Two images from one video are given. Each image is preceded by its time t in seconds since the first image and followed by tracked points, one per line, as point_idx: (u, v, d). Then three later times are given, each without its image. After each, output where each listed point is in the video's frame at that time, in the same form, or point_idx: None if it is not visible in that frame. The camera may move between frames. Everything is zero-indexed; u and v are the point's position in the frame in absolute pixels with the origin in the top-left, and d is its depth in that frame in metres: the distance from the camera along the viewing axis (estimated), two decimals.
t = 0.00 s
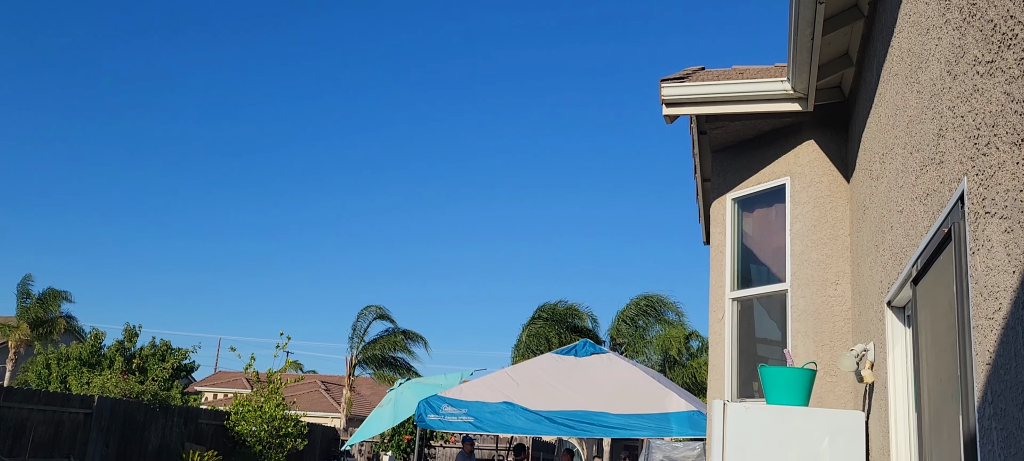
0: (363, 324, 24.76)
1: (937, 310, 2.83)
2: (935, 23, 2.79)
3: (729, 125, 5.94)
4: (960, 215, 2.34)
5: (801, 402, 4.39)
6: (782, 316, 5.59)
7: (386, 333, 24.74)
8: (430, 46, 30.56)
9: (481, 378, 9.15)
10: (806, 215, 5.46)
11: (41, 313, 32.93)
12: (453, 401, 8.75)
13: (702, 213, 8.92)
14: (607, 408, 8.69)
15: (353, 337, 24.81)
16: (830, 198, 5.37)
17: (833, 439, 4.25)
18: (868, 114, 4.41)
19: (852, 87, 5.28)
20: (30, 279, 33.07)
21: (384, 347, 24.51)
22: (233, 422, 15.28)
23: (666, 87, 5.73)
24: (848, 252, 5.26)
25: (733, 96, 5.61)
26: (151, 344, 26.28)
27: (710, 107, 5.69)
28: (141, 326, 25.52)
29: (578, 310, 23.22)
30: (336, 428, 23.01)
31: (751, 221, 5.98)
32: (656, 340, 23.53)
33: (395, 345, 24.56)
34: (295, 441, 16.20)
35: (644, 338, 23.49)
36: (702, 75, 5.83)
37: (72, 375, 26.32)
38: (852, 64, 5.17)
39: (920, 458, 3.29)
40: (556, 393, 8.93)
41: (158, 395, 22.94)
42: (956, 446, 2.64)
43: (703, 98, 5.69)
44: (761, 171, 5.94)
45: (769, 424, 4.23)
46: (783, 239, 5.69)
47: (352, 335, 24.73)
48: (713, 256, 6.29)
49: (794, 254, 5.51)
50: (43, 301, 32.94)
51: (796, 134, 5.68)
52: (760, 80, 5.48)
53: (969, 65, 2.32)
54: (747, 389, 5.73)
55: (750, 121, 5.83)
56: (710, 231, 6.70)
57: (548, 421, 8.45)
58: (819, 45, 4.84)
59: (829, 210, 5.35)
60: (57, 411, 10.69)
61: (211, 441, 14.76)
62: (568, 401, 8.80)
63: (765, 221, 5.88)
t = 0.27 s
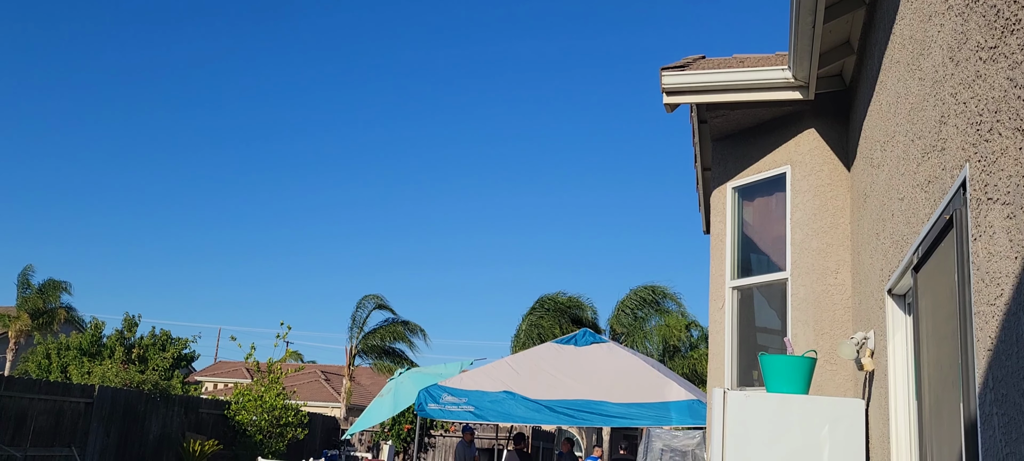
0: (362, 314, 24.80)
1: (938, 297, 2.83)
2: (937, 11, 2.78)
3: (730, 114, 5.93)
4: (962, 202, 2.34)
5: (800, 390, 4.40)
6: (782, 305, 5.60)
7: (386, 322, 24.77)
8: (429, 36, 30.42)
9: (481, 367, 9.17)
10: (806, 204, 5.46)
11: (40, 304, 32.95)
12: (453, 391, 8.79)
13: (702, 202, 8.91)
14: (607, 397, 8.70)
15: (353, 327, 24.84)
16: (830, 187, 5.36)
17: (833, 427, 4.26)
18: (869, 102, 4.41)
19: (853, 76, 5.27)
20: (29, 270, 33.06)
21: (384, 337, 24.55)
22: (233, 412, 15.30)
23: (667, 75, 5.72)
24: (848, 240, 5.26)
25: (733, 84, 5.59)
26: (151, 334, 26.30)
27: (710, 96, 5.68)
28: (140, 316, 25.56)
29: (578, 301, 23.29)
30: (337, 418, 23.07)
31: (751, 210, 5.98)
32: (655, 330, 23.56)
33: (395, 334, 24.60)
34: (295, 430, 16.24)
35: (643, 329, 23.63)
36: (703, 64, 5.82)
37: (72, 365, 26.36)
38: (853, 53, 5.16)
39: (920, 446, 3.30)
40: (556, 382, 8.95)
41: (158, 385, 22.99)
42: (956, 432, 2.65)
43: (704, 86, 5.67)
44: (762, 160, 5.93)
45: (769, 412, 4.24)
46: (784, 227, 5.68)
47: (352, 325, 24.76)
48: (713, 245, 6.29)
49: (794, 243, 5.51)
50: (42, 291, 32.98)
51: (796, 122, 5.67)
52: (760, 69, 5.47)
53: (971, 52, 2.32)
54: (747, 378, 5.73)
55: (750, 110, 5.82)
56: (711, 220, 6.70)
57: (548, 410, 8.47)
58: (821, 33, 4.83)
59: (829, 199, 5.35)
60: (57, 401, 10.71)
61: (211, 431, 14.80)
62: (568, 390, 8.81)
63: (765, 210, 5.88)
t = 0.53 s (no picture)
0: (363, 310, 24.82)
1: (941, 293, 2.83)
2: (940, 6, 2.78)
3: (732, 110, 5.93)
4: (965, 197, 2.34)
5: (802, 386, 4.40)
6: (783, 301, 5.60)
7: (386, 319, 24.78)
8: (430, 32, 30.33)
9: (482, 363, 9.19)
10: (808, 199, 5.45)
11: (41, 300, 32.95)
12: (454, 387, 8.81)
13: (703, 198, 8.91)
14: (607, 393, 8.70)
15: (353, 323, 24.86)
16: (832, 183, 5.36)
17: (834, 422, 4.27)
18: (871, 97, 4.40)
19: (855, 71, 5.26)
20: (30, 266, 33.07)
21: (384, 333, 24.57)
22: (234, 408, 15.28)
23: (668, 71, 5.72)
24: (849, 236, 5.26)
25: (735, 80, 5.59)
26: (151, 330, 26.30)
27: (711, 91, 5.67)
28: (141, 313, 25.57)
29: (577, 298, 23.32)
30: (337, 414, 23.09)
31: (753, 206, 5.97)
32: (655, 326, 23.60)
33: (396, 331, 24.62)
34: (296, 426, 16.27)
35: (643, 325, 23.73)
36: (704, 59, 5.81)
37: (73, 361, 26.38)
38: (855, 48, 5.15)
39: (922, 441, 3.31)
40: (556, 378, 8.96)
41: (159, 380, 23.00)
42: (958, 427, 2.65)
43: (705, 82, 5.67)
44: (763, 156, 5.93)
45: (770, 408, 4.24)
46: (785, 223, 5.68)
47: (352, 321, 24.77)
48: (714, 241, 6.29)
49: (795, 239, 5.51)
50: (43, 288, 33.00)
51: (797, 118, 5.66)
52: (762, 64, 5.46)
53: (975, 47, 2.31)
54: (748, 373, 5.74)
55: (751, 106, 5.81)
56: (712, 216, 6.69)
57: (549, 405, 8.47)
58: (822, 29, 4.82)
59: (831, 195, 5.35)
60: (59, 396, 10.72)
61: (212, 426, 14.82)
62: (568, 386, 8.83)
63: (766, 206, 5.88)
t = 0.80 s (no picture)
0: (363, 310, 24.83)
1: (943, 291, 2.83)
2: (942, 5, 2.78)
3: (733, 109, 5.92)
4: (967, 196, 2.34)
5: (804, 385, 4.40)
6: (785, 300, 5.60)
7: (386, 319, 24.79)
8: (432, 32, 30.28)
9: (484, 362, 9.20)
10: (809, 199, 5.45)
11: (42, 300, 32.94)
12: (455, 386, 8.83)
13: (704, 197, 8.91)
14: (608, 392, 8.70)
15: (353, 323, 24.87)
16: (833, 182, 5.36)
17: (837, 422, 4.27)
18: (873, 97, 4.40)
19: (856, 70, 5.26)
20: (31, 266, 33.09)
21: (384, 334, 24.59)
22: (236, 407, 15.28)
23: (670, 70, 5.72)
24: (851, 235, 5.26)
25: (736, 79, 5.59)
26: (153, 330, 26.31)
27: (713, 91, 5.67)
28: (142, 313, 25.58)
29: (579, 297, 23.43)
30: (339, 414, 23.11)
31: (754, 205, 5.97)
32: (656, 326, 23.64)
33: (396, 331, 24.64)
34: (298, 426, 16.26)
35: (643, 325, 23.75)
36: (706, 59, 5.81)
37: (75, 360, 26.41)
38: (856, 48, 5.15)
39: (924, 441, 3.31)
40: (558, 378, 8.96)
41: (161, 380, 23.01)
42: (961, 425, 2.65)
43: (707, 81, 5.67)
44: (765, 155, 5.93)
45: (772, 407, 4.24)
46: (786, 223, 5.68)
47: (353, 321, 24.78)
48: (716, 240, 6.29)
49: (797, 239, 5.51)
50: (44, 288, 32.98)
51: (799, 117, 5.66)
52: (763, 64, 5.46)
53: (977, 46, 2.31)
54: (750, 372, 5.74)
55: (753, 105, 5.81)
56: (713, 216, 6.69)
57: (550, 405, 8.48)
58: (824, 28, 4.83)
59: (833, 194, 5.35)
60: (61, 396, 10.73)
61: (214, 426, 14.83)
62: (570, 385, 8.83)
63: (768, 206, 5.88)
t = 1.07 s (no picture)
0: (371, 310, 24.86)
1: (954, 289, 2.82)
2: (953, 3, 2.77)
3: (742, 108, 5.92)
4: (978, 194, 2.33)
5: (814, 384, 4.39)
6: (794, 299, 5.59)
7: (394, 318, 24.83)
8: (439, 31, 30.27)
9: (492, 361, 9.21)
10: (819, 197, 5.44)
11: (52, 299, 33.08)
12: (464, 385, 8.85)
13: (713, 196, 8.89)
14: (617, 392, 8.70)
15: (361, 323, 24.92)
16: (843, 180, 5.35)
17: (847, 421, 4.26)
18: (883, 95, 4.39)
19: (866, 68, 5.24)
20: (41, 266, 33.24)
21: (391, 333, 24.63)
22: (245, 406, 15.35)
23: (678, 69, 5.71)
24: (860, 234, 5.25)
25: (745, 78, 5.57)
26: (162, 330, 26.40)
27: (722, 89, 5.66)
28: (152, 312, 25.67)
29: (586, 296, 23.39)
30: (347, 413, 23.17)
31: (763, 204, 5.96)
32: (664, 325, 23.55)
33: (402, 331, 24.69)
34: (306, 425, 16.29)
35: (651, 325, 23.52)
36: (714, 57, 5.80)
37: (85, 360, 26.54)
38: (866, 45, 5.13)
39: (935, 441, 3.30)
40: (566, 377, 8.96)
41: (170, 380, 23.11)
42: (972, 424, 2.65)
43: (716, 79, 5.66)
44: (774, 153, 5.91)
45: (782, 406, 4.23)
46: (795, 221, 5.67)
47: (361, 321, 24.82)
48: (725, 239, 6.28)
49: (806, 237, 5.50)
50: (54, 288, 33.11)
51: (808, 116, 5.65)
52: (772, 62, 5.45)
53: (988, 43, 2.30)
54: (759, 372, 5.73)
55: (762, 104, 5.80)
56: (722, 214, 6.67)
57: (559, 404, 8.48)
58: (833, 26, 4.81)
59: (842, 192, 5.34)
60: (70, 395, 10.78)
61: (223, 425, 14.89)
62: (578, 384, 8.83)
63: (777, 204, 5.86)
